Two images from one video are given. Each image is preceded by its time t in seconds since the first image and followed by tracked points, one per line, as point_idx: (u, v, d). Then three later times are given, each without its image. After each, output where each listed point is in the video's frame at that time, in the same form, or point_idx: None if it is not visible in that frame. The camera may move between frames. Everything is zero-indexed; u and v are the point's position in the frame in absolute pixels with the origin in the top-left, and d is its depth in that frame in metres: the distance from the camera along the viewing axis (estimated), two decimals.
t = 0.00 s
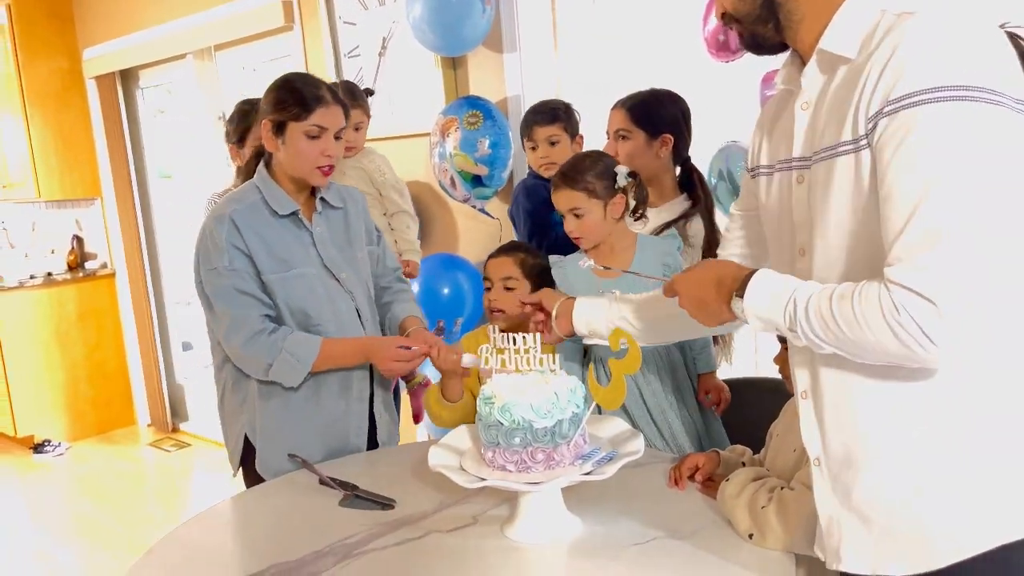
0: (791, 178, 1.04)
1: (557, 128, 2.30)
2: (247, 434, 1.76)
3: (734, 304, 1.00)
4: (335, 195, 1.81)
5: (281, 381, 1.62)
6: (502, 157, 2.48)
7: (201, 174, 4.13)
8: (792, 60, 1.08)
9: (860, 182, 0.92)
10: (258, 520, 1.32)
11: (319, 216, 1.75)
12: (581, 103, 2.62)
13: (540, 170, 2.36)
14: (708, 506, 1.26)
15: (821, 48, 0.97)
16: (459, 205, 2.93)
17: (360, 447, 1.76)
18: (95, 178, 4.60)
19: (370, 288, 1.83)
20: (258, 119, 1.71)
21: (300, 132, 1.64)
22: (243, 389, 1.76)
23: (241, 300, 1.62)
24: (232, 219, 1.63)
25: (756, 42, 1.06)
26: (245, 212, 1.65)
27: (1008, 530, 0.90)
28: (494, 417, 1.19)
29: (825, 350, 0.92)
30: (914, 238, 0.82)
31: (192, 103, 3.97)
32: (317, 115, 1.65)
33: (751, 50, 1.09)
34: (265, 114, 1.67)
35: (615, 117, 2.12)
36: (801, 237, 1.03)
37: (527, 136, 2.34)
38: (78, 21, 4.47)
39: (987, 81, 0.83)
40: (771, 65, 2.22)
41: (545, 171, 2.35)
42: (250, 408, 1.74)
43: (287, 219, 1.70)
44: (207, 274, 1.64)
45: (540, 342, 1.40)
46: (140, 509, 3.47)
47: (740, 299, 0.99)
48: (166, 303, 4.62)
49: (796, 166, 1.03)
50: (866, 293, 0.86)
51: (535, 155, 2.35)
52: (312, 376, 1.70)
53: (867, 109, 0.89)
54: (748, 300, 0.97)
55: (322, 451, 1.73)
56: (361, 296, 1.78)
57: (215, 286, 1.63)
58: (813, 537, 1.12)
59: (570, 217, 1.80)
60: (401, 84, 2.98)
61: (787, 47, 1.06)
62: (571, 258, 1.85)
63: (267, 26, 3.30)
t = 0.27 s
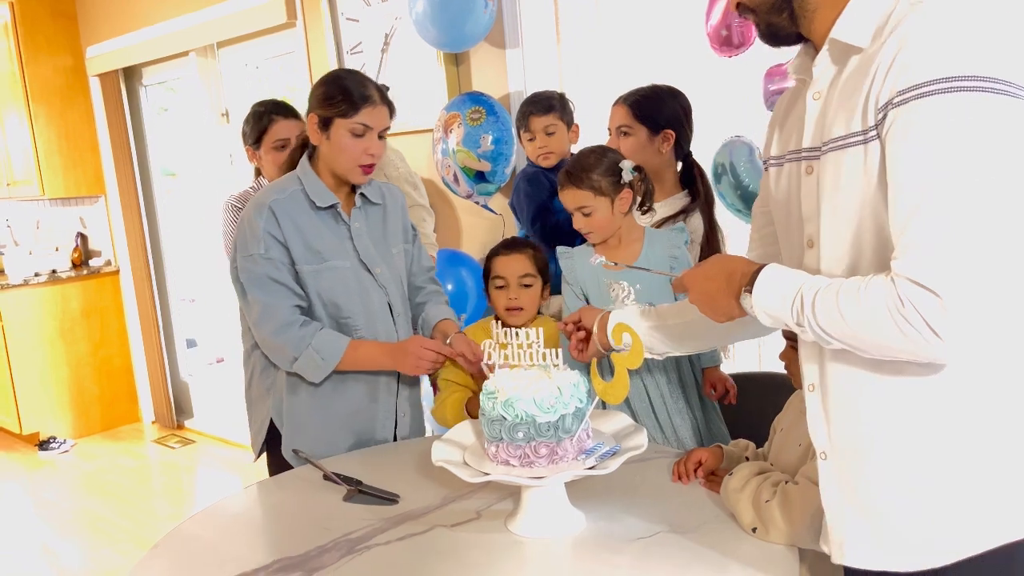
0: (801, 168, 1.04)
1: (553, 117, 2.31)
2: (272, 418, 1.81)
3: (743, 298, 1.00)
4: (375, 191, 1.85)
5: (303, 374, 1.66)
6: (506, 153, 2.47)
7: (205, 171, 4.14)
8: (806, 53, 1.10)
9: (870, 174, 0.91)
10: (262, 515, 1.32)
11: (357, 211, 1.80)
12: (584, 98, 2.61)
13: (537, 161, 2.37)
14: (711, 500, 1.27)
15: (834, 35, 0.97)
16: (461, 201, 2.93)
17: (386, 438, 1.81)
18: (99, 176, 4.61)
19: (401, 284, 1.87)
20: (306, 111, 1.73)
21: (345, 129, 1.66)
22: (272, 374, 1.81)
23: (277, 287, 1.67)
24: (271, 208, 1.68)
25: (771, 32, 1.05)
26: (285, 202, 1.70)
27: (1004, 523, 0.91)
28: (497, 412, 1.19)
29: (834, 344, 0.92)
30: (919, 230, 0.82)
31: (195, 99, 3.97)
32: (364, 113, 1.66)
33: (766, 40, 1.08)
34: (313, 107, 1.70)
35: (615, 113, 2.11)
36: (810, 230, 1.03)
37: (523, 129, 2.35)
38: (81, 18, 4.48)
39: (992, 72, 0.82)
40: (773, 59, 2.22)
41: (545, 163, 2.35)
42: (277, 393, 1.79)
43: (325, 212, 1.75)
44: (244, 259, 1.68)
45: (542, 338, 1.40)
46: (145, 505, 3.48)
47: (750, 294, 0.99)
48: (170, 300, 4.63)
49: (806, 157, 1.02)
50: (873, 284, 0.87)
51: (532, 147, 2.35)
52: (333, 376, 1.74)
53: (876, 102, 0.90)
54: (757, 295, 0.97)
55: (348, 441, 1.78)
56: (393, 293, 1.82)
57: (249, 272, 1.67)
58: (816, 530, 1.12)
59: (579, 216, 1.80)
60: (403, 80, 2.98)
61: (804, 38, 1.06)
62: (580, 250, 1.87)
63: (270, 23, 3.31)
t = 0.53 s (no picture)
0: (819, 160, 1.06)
1: (558, 114, 2.31)
2: (286, 409, 1.83)
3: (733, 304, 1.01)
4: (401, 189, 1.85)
5: (320, 365, 1.67)
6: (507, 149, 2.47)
7: (206, 168, 4.14)
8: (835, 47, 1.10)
9: (865, 167, 0.93)
10: (263, 512, 1.33)
11: (382, 208, 1.80)
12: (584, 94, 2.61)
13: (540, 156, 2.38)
14: (712, 496, 1.27)
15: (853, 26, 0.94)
16: (462, 199, 2.94)
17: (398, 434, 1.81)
18: (100, 173, 4.61)
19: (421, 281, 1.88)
20: (336, 107, 1.73)
21: (375, 128, 1.66)
22: (287, 366, 1.83)
23: (299, 279, 1.68)
24: (297, 200, 1.69)
25: (798, 25, 1.05)
26: (311, 195, 1.71)
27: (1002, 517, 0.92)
28: (498, 409, 1.19)
29: (815, 345, 0.92)
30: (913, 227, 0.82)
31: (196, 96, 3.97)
32: (394, 113, 1.67)
33: (792, 31, 1.08)
34: (343, 103, 1.70)
35: (612, 106, 2.11)
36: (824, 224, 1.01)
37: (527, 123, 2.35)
38: (81, 15, 4.48)
39: (990, 66, 0.82)
40: (774, 55, 2.22)
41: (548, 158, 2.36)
42: (292, 384, 1.82)
43: (351, 207, 1.76)
44: (268, 249, 1.69)
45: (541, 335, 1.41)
46: (148, 502, 3.49)
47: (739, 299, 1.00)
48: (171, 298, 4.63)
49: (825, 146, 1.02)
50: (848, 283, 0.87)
51: (536, 142, 2.36)
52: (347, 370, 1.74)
53: (880, 92, 0.90)
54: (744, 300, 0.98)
55: (359, 436, 1.78)
56: (412, 290, 1.82)
57: (272, 263, 1.68)
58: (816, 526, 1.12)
59: (589, 218, 1.80)
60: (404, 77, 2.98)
61: (830, 30, 1.05)
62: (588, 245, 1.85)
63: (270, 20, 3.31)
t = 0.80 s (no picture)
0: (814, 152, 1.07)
1: (566, 114, 2.31)
2: (290, 405, 1.84)
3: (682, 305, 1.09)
4: (404, 187, 1.85)
5: (319, 365, 1.68)
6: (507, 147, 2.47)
7: (206, 166, 4.14)
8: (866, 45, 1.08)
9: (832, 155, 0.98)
10: (263, 509, 1.33)
11: (386, 206, 1.81)
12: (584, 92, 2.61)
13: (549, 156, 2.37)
14: (710, 493, 1.27)
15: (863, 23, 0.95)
16: (463, 197, 2.94)
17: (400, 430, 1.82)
18: (100, 171, 4.61)
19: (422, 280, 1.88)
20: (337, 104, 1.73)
21: (374, 127, 1.66)
22: (290, 362, 1.83)
23: (302, 278, 1.68)
24: (302, 199, 1.69)
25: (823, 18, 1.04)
26: (316, 193, 1.71)
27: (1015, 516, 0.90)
28: (498, 406, 1.20)
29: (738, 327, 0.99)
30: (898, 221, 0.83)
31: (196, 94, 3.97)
32: (393, 112, 1.66)
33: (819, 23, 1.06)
34: (345, 102, 1.69)
35: (616, 104, 2.11)
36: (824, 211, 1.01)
37: (534, 123, 2.34)
38: (81, 13, 4.47)
39: (986, 62, 0.82)
40: (773, 53, 2.22)
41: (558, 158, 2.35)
42: (295, 380, 1.82)
43: (355, 206, 1.76)
44: (272, 248, 1.69)
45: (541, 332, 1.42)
46: (148, 499, 3.49)
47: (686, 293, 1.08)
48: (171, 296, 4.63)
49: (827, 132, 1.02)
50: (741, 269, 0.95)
51: (543, 142, 2.35)
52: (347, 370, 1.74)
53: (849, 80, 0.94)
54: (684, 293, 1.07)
55: (359, 433, 1.79)
56: (413, 289, 1.83)
57: (276, 262, 1.68)
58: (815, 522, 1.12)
59: (596, 218, 1.80)
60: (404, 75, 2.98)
61: (856, 25, 1.04)
62: (592, 244, 1.88)
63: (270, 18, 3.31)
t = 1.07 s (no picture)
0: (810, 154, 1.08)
1: (573, 115, 2.31)
2: (287, 410, 1.84)
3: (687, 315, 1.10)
4: (395, 187, 1.86)
5: (319, 374, 1.69)
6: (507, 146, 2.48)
7: (205, 166, 4.14)
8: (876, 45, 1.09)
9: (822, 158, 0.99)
10: (264, 508, 1.33)
11: (379, 208, 1.81)
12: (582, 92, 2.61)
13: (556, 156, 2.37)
14: (709, 492, 1.27)
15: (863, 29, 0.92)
16: (462, 196, 2.94)
17: (400, 430, 1.82)
18: (98, 170, 4.61)
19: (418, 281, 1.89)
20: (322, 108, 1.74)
21: (360, 127, 1.67)
22: (287, 367, 1.83)
23: (299, 286, 1.69)
24: (295, 206, 1.70)
25: (836, 17, 1.06)
26: (309, 200, 1.71)
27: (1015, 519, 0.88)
28: (496, 405, 1.20)
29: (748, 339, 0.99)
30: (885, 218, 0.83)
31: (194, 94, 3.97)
32: (378, 111, 1.66)
33: (833, 24, 1.08)
34: (330, 104, 1.70)
35: (618, 103, 2.14)
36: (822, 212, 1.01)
37: (540, 121, 2.34)
38: (80, 13, 4.47)
39: (984, 62, 0.82)
40: (771, 52, 2.22)
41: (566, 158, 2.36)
42: (293, 385, 1.82)
43: (348, 210, 1.76)
44: (268, 257, 1.70)
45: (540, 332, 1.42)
46: (148, 499, 3.50)
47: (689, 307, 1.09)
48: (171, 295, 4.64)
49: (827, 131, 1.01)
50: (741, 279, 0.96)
51: (551, 142, 2.35)
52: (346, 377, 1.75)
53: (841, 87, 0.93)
54: (689, 300, 1.07)
55: (360, 434, 1.78)
56: (409, 291, 1.84)
57: (271, 270, 1.69)
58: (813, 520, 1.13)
59: (600, 212, 1.80)
60: (404, 75, 2.98)
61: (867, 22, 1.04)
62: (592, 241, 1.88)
63: (269, 18, 3.30)
